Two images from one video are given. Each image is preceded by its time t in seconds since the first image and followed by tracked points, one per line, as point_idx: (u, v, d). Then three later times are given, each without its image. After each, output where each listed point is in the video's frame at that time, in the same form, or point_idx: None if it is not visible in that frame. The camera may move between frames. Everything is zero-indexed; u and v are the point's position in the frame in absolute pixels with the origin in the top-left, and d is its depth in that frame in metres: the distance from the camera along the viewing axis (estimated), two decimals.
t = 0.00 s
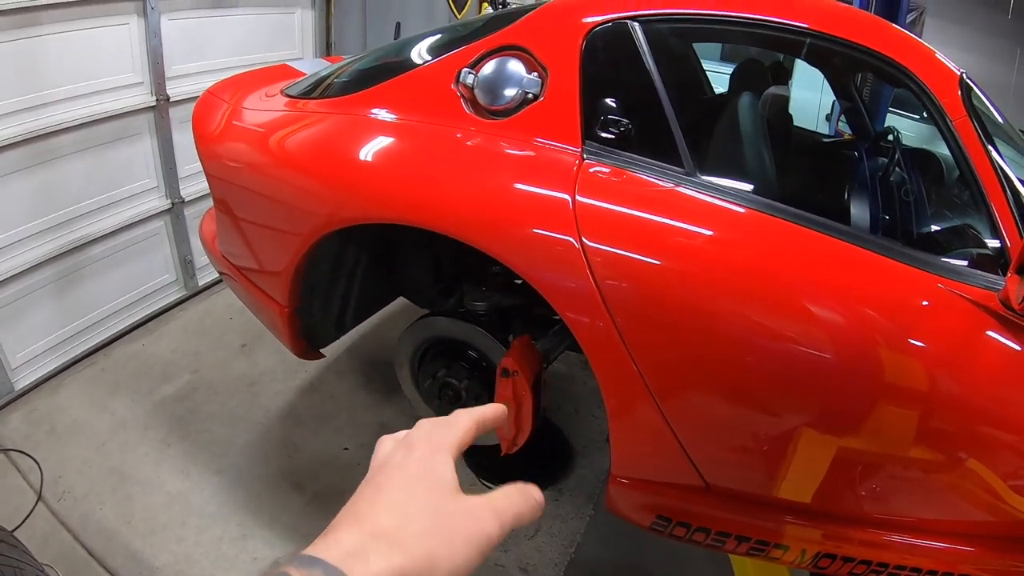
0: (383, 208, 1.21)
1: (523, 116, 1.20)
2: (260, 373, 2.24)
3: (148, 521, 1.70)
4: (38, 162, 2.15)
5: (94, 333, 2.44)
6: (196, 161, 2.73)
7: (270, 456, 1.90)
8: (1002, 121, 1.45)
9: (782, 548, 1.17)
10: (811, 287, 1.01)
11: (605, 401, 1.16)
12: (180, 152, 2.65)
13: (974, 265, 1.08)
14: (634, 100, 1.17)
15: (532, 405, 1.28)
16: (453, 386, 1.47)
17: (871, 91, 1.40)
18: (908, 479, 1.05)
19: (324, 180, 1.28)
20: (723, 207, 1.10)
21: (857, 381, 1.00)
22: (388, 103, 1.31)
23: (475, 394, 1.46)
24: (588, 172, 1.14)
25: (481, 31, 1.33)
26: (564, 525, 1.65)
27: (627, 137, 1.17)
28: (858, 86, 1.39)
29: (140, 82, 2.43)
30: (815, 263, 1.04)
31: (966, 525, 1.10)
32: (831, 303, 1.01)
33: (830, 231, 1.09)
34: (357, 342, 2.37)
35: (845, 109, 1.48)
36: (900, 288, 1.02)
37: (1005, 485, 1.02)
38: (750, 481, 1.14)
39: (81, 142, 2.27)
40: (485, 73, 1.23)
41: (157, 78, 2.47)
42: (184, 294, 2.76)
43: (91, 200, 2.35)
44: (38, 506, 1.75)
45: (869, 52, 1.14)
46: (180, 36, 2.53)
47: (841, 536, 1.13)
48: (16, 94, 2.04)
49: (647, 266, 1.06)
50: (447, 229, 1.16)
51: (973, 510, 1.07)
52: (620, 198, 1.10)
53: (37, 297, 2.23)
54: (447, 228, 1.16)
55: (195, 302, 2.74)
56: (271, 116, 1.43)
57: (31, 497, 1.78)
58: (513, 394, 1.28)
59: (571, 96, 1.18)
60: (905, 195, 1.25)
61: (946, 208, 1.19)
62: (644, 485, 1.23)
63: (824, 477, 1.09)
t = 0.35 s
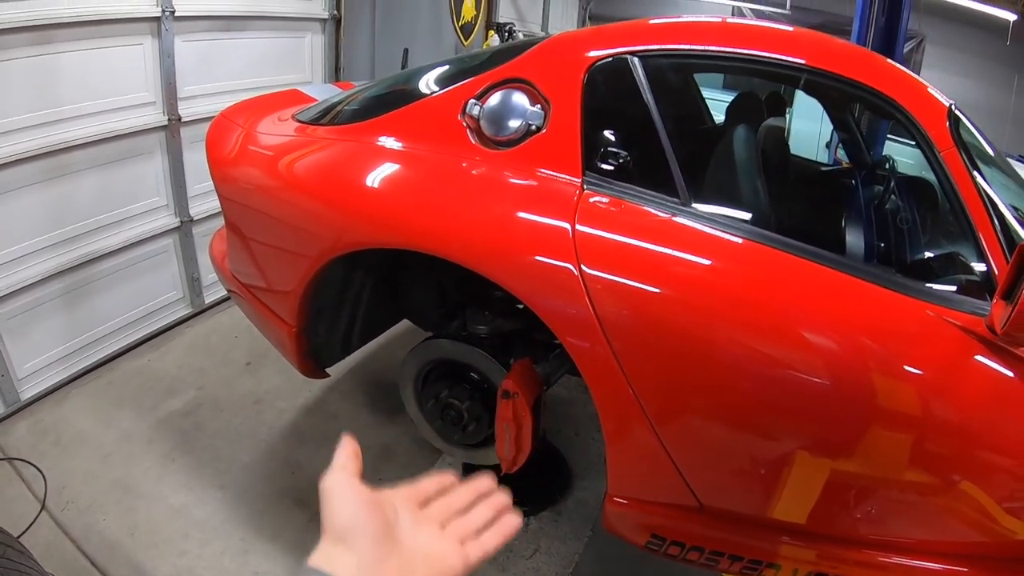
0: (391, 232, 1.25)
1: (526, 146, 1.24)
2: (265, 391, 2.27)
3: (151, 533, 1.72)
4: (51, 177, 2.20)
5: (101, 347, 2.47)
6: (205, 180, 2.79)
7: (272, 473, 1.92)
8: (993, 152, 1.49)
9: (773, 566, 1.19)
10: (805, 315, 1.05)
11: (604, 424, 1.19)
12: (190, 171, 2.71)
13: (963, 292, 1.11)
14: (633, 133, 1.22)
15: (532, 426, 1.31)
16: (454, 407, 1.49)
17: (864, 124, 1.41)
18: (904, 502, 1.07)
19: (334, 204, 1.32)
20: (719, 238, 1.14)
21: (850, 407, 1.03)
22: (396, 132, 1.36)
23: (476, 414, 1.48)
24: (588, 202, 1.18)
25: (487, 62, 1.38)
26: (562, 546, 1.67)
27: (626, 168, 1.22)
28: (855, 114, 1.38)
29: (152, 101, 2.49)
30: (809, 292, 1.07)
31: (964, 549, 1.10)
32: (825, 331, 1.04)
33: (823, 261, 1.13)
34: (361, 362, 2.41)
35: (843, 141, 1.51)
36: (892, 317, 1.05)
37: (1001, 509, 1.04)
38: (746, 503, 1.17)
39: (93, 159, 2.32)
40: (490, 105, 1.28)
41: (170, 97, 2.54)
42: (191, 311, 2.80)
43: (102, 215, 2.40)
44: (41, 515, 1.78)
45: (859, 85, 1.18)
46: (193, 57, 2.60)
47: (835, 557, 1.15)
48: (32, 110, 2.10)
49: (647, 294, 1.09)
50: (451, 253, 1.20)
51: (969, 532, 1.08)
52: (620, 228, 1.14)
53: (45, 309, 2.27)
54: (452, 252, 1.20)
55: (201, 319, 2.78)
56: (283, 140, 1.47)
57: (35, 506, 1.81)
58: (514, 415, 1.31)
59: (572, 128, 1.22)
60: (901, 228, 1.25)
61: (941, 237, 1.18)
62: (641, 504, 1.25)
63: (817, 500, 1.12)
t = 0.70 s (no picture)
0: (395, 254, 1.28)
1: (527, 175, 1.28)
2: (264, 407, 2.29)
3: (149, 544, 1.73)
4: (58, 188, 2.24)
5: (102, 358, 2.49)
6: (210, 196, 2.84)
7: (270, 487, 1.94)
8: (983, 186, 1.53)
9: None
10: (798, 344, 1.08)
11: (599, 447, 1.22)
12: (195, 186, 2.76)
13: (950, 322, 1.15)
14: (630, 166, 1.26)
15: (529, 448, 1.34)
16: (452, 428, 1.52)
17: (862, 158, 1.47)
18: (894, 526, 1.09)
19: (340, 226, 1.35)
20: (714, 268, 1.17)
21: (840, 434, 1.06)
22: (401, 158, 1.40)
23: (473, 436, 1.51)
24: (586, 231, 1.22)
25: (490, 93, 1.43)
26: (556, 567, 1.68)
27: (624, 200, 1.26)
28: (850, 148, 1.46)
29: (160, 117, 2.53)
30: (801, 321, 1.10)
31: (953, 573, 1.12)
32: (816, 359, 1.07)
33: (814, 292, 1.16)
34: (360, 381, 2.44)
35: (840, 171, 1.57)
36: (881, 346, 1.09)
37: (988, 532, 1.06)
38: (738, 526, 1.19)
39: (100, 172, 2.36)
40: (493, 135, 1.32)
41: (178, 114, 2.59)
42: (191, 325, 2.83)
43: (106, 227, 2.43)
44: (39, 523, 1.78)
45: (850, 121, 1.22)
46: (202, 76, 2.66)
47: None
48: (41, 122, 2.13)
49: (644, 322, 1.12)
50: (453, 277, 1.23)
51: (959, 555, 1.09)
52: (617, 256, 1.18)
53: (47, 319, 2.29)
54: (453, 275, 1.23)
55: (202, 333, 2.81)
56: (291, 162, 1.51)
57: (32, 514, 1.82)
58: (513, 436, 1.34)
59: (572, 158, 1.26)
60: (894, 257, 1.29)
61: (932, 266, 1.22)
62: (634, 526, 1.27)
63: (806, 524, 1.14)
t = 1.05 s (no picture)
0: (397, 249, 1.28)
1: (530, 170, 1.28)
2: (262, 403, 2.28)
3: (144, 539, 1.72)
4: (59, 181, 2.23)
5: (101, 351, 2.49)
6: (211, 192, 2.83)
7: (268, 484, 1.93)
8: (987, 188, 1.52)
9: None
10: (801, 342, 1.07)
11: (599, 444, 1.21)
12: (196, 181, 2.75)
13: (953, 322, 1.14)
14: (633, 162, 1.25)
15: (528, 446, 1.33)
16: (453, 425, 1.53)
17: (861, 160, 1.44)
18: (894, 527, 1.08)
19: (341, 220, 1.35)
20: (717, 265, 1.16)
21: (841, 433, 1.05)
22: (405, 152, 1.39)
23: (472, 433, 1.51)
24: (589, 227, 1.21)
25: (494, 88, 1.42)
26: (554, 566, 1.67)
27: (627, 195, 1.25)
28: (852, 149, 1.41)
29: (162, 111, 2.53)
30: (804, 320, 1.10)
31: None
32: (819, 358, 1.06)
33: (818, 291, 1.15)
34: (359, 378, 2.43)
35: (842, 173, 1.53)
36: (884, 345, 1.08)
37: (989, 535, 1.05)
38: (738, 526, 1.18)
39: (100, 165, 2.35)
40: (496, 130, 1.32)
41: (180, 108, 2.58)
42: (191, 320, 2.83)
43: (106, 221, 2.43)
44: (35, 516, 1.78)
45: (855, 120, 1.22)
46: (205, 71, 2.65)
47: None
48: (42, 115, 2.13)
49: (646, 319, 1.12)
50: (455, 272, 1.23)
51: (957, 557, 1.09)
52: (620, 251, 1.17)
53: (46, 312, 2.28)
54: (455, 270, 1.23)
55: (202, 329, 2.80)
56: (294, 156, 1.51)
57: (28, 506, 1.81)
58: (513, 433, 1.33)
59: (575, 155, 1.26)
60: (896, 258, 1.26)
61: (936, 267, 1.20)
62: (633, 525, 1.27)
63: (806, 524, 1.13)
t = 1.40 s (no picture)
0: (392, 234, 1.25)
1: (527, 153, 1.25)
2: (257, 393, 2.26)
3: (138, 530, 1.71)
4: (52, 169, 2.20)
5: (95, 341, 2.46)
6: (207, 180, 2.80)
7: (263, 475, 1.91)
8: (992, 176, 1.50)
9: None
10: (803, 328, 1.05)
11: (597, 433, 1.19)
12: (192, 170, 2.72)
13: (957, 310, 1.12)
14: (633, 145, 1.23)
15: (524, 433, 1.31)
16: (447, 413, 1.50)
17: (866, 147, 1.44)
18: (895, 519, 1.06)
19: (336, 206, 1.33)
20: (718, 250, 1.14)
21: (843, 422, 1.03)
22: (401, 136, 1.37)
23: (467, 421, 1.49)
24: (587, 211, 1.19)
25: (491, 71, 1.39)
26: (551, 557, 1.66)
27: (625, 177, 1.23)
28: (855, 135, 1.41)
29: (158, 99, 2.50)
30: (806, 306, 1.07)
31: (954, 568, 1.09)
32: (822, 345, 1.04)
33: (821, 277, 1.13)
34: (355, 368, 2.41)
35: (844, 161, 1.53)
36: (888, 332, 1.06)
37: (990, 527, 1.04)
38: (737, 516, 1.17)
39: (94, 153, 2.32)
40: (493, 112, 1.29)
41: (175, 97, 2.55)
42: (187, 310, 2.80)
43: (100, 209, 2.40)
44: (27, 507, 1.76)
45: (860, 104, 1.19)
46: (200, 59, 2.62)
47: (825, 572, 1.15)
48: (35, 102, 2.09)
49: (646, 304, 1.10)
50: (451, 257, 1.20)
51: (959, 549, 1.07)
52: (619, 236, 1.15)
53: (40, 301, 2.26)
54: (451, 255, 1.20)
55: (197, 319, 2.78)
56: (287, 140, 1.48)
57: (21, 497, 1.79)
58: (509, 421, 1.31)
59: (573, 138, 1.23)
60: (899, 245, 1.25)
61: (938, 256, 1.19)
62: (631, 516, 1.25)
63: (807, 515, 1.11)
